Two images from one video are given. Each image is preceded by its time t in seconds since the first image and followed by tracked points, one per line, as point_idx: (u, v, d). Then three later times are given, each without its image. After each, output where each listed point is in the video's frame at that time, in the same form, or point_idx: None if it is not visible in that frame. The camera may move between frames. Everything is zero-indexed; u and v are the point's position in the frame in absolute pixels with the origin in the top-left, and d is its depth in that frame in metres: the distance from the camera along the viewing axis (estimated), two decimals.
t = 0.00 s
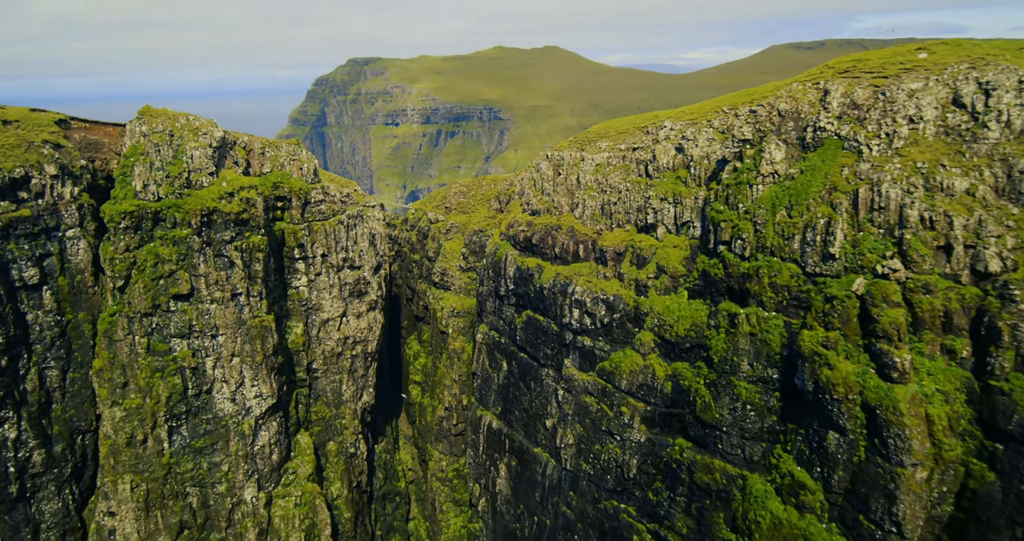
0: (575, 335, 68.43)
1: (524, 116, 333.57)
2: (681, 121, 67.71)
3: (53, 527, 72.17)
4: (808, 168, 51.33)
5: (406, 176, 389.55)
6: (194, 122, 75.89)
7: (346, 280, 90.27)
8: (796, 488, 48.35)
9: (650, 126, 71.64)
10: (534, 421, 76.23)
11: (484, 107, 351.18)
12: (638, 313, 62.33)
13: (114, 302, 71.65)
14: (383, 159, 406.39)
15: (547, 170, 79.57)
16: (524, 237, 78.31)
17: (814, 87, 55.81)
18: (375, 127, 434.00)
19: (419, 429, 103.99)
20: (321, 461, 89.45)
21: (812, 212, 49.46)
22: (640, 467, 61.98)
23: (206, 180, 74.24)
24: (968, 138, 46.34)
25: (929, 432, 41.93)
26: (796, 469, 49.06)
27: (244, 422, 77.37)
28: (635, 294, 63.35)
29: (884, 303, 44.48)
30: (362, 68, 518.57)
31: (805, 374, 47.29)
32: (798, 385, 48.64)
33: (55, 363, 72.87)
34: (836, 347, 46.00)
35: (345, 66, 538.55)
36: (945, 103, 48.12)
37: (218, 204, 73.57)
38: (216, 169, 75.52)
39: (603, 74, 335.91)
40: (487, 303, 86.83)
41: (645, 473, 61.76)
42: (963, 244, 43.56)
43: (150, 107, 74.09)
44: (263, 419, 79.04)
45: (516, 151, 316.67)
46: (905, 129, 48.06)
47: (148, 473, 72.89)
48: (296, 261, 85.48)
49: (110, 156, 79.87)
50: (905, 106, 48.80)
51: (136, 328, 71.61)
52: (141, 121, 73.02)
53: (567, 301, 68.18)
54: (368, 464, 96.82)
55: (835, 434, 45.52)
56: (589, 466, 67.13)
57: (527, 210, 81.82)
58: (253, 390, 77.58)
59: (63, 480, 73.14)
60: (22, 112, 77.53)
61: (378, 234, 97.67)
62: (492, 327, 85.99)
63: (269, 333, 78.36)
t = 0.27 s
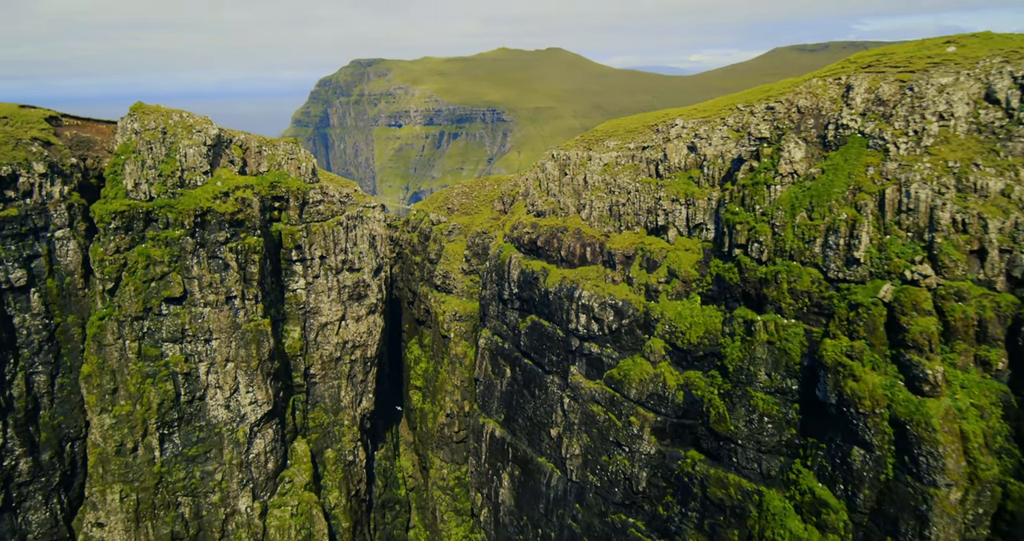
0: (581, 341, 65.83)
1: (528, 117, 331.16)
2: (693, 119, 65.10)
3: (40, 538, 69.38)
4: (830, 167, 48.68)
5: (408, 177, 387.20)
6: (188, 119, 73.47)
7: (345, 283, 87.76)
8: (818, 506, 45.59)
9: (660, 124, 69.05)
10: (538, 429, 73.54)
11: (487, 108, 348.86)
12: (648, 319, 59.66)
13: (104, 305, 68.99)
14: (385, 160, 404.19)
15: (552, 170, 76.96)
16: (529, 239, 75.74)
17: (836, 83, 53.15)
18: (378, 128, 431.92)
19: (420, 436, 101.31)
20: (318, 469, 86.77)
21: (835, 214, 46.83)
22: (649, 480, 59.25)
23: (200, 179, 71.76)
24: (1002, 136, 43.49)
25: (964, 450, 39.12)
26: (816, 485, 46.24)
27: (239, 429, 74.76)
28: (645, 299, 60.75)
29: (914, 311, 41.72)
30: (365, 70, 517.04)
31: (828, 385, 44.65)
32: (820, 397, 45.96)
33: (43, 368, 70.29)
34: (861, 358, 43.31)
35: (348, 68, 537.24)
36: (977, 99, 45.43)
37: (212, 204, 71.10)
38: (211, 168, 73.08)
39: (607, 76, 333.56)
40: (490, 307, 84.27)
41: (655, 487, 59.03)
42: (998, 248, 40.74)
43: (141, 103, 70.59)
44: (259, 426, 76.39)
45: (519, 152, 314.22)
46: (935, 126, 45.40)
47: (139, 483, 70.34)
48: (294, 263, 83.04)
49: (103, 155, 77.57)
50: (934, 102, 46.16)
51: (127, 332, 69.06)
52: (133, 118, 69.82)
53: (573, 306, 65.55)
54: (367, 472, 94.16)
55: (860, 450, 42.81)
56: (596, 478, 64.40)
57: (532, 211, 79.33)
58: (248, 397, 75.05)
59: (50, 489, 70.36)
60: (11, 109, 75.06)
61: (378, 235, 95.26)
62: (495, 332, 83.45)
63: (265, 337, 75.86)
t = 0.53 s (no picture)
0: (590, 350, 62.50)
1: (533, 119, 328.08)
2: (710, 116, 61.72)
3: None
4: (862, 167, 45.28)
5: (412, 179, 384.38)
6: (180, 115, 70.39)
7: (344, 287, 84.52)
8: (849, 534, 42.07)
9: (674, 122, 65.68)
10: (544, 442, 70.16)
11: (492, 110, 345.93)
12: (663, 327, 56.26)
13: (90, 308, 65.66)
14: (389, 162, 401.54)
15: (560, 170, 73.60)
16: (536, 242, 72.42)
17: (866, 77, 49.67)
18: (381, 130, 429.39)
19: (421, 445, 97.95)
20: (315, 480, 83.41)
21: (868, 217, 43.40)
22: (663, 498, 55.75)
23: (191, 178, 68.66)
24: None
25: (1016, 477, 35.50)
26: (848, 510, 42.77)
27: (231, 439, 71.49)
28: (658, 306, 57.36)
29: (959, 323, 38.17)
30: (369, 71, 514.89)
31: (861, 403, 41.24)
32: (852, 415, 42.54)
33: (26, 374, 67.00)
34: (898, 374, 39.82)
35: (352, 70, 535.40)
36: None
37: (204, 204, 67.95)
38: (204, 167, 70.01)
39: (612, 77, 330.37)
40: (495, 312, 81.00)
41: (669, 506, 55.53)
42: None
43: (131, 97, 67.38)
44: (252, 436, 73.08)
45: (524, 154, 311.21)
46: (978, 122, 41.80)
47: (125, 495, 67.04)
48: (290, 266, 79.87)
49: (92, 152, 74.73)
50: (977, 96, 42.58)
51: (114, 337, 65.79)
52: (123, 114, 66.28)
53: (582, 313, 62.20)
54: (366, 482, 90.84)
55: (898, 474, 39.33)
56: (606, 495, 60.95)
57: (538, 213, 76.08)
58: (241, 405, 71.84)
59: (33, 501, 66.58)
60: None
61: (378, 237, 92.19)
62: (499, 338, 80.18)
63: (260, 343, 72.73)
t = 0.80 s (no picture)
0: (599, 359, 59.54)
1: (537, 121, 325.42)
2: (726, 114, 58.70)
3: None
4: (895, 166, 42.25)
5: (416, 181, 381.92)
6: (173, 111, 67.73)
7: (343, 291, 81.72)
8: None
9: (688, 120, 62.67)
10: (550, 454, 67.08)
11: (496, 113, 343.19)
12: (676, 336, 53.23)
13: (75, 312, 62.48)
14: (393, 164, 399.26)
15: (567, 171, 70.73)
16: (543, 246, 69.50)
17: (897, 71, 46.67)
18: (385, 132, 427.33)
19: (422, 454, 94.90)
20: (311, 491, 80.32)
21: (901, 221, 40.40)
22: (676, 517, 52.52)
23: (184, 176, 65.95)
24: None
25: None
26: (879, 537, 39.48)
27: (224, 449, 68.58)
28: (672, 313, 54.36)
29: (1006, 336, 34.83)
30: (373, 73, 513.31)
31: (895, 421, 38.13)
32: (884, 434, 39.39)
33: (10, 381, 64.05)
34: (937, 390, 36.71)
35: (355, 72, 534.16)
36: None
37: (197, 204, 65.27)
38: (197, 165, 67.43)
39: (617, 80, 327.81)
40: (499, 318, 78.10)
41: (682, 526, 52.30)
42: None
43: (121, 92, 64.77)
44: (245, 445, 70.24)
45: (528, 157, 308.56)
46: None
47: (111, 508, 64.01)
48: (287, 269, 77.09)
49: (83, 150, 72.06)
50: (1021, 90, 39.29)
51: (101, 343, 62.78)
52: (112, 110, 63.75)
53: (591, 320, 59.26)
54: (364, 493, 87.81)
55: (937, 499, 36.11)
56: (615, 512, 57.79)
57: (545, 215, 73.23)
58: (235, 414, 68.94)
59: (15, 515, 63.34)
60: None
61: (378, 239, 89.85)
62: (504, 345, 77.25)
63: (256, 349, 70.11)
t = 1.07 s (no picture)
0: (608, 368, 57.00)
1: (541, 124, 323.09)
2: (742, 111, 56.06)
3: None
4: (927, 166, 39.60)
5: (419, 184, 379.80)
6: (166, 108, 65.47)
7: (342, 295, 79.21)
8: None
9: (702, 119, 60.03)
10: (555, 466, 64.37)
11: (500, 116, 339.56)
12: (689, 345, 50.56)
13: (63, 316, 60.29)
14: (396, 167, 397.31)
15: (574, 172, 68.25)
16: (549, 249, 66.97)
17: (928, 65, 44.00)
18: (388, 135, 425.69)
19: (423, 462, 92.23)
20: (308, 501, 77.60)
21: (936, 224, 37.71)
22: (689, 536, 49.69)
23: (177, 175, 63.63)
24: None
25: None
26: None
27: (216, 458, 65.98)
28: (685, 320, 51.74)
29: None
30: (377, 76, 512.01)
31: (930, 439, 35.37)
32: (917, 453, 36.55)
33: None
34: (977, 407, 33.90)
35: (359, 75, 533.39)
36: None
37: (190, 204, 62.94)
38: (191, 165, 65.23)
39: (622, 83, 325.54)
40: (502, 323, 75.55)
41: None
42: None
43: (112, 88, 62.55)
44: (239, 454, 67.69)
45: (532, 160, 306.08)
46: None
47: (98, 521, 61.44)
48: (284, 271, 74.63)
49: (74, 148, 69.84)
50: None
51: (88, 349, 60.31)
52: (101, 106, 61.72)
53: (600, 327, 56.70)
54: (363, 503, 85.13)
55: (977, 525, 33.19)
56: (624, 528, 55.01)
57: (551, 218, 70.72)
58: (228, 422, 66.40)
59: None
60: None
61: (378, 242, 87.72)
62: (507, 352, 74.71)
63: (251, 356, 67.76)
